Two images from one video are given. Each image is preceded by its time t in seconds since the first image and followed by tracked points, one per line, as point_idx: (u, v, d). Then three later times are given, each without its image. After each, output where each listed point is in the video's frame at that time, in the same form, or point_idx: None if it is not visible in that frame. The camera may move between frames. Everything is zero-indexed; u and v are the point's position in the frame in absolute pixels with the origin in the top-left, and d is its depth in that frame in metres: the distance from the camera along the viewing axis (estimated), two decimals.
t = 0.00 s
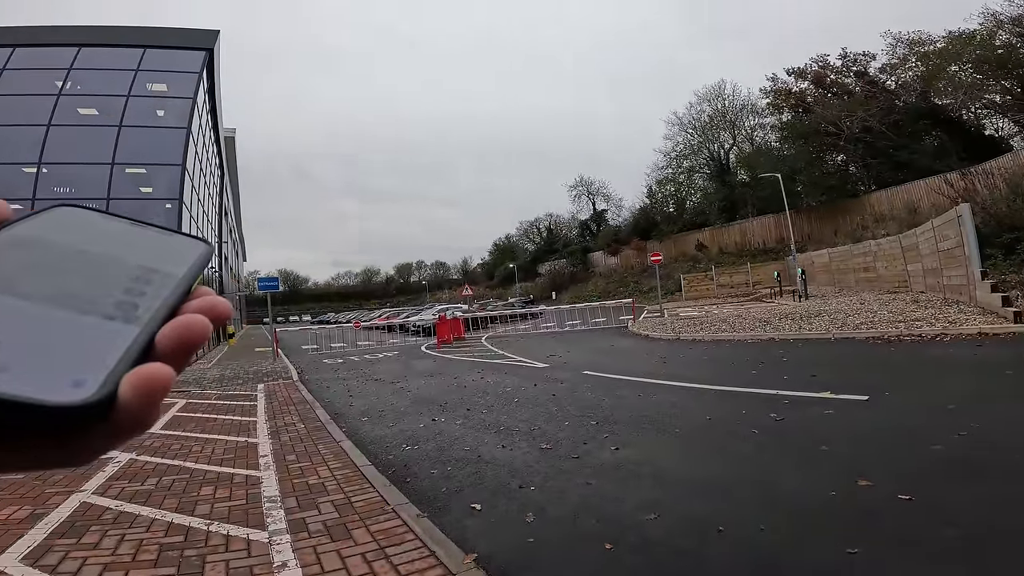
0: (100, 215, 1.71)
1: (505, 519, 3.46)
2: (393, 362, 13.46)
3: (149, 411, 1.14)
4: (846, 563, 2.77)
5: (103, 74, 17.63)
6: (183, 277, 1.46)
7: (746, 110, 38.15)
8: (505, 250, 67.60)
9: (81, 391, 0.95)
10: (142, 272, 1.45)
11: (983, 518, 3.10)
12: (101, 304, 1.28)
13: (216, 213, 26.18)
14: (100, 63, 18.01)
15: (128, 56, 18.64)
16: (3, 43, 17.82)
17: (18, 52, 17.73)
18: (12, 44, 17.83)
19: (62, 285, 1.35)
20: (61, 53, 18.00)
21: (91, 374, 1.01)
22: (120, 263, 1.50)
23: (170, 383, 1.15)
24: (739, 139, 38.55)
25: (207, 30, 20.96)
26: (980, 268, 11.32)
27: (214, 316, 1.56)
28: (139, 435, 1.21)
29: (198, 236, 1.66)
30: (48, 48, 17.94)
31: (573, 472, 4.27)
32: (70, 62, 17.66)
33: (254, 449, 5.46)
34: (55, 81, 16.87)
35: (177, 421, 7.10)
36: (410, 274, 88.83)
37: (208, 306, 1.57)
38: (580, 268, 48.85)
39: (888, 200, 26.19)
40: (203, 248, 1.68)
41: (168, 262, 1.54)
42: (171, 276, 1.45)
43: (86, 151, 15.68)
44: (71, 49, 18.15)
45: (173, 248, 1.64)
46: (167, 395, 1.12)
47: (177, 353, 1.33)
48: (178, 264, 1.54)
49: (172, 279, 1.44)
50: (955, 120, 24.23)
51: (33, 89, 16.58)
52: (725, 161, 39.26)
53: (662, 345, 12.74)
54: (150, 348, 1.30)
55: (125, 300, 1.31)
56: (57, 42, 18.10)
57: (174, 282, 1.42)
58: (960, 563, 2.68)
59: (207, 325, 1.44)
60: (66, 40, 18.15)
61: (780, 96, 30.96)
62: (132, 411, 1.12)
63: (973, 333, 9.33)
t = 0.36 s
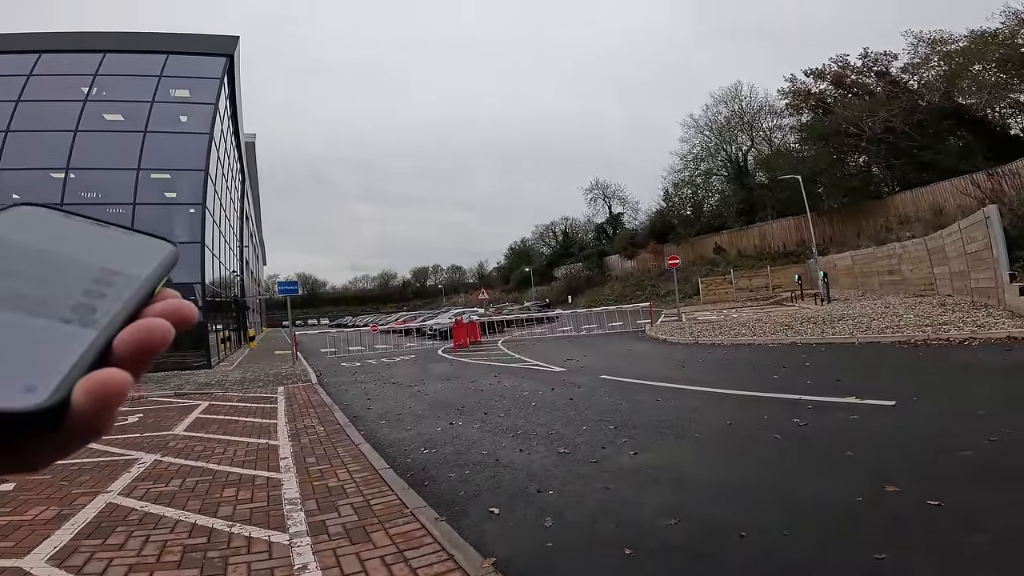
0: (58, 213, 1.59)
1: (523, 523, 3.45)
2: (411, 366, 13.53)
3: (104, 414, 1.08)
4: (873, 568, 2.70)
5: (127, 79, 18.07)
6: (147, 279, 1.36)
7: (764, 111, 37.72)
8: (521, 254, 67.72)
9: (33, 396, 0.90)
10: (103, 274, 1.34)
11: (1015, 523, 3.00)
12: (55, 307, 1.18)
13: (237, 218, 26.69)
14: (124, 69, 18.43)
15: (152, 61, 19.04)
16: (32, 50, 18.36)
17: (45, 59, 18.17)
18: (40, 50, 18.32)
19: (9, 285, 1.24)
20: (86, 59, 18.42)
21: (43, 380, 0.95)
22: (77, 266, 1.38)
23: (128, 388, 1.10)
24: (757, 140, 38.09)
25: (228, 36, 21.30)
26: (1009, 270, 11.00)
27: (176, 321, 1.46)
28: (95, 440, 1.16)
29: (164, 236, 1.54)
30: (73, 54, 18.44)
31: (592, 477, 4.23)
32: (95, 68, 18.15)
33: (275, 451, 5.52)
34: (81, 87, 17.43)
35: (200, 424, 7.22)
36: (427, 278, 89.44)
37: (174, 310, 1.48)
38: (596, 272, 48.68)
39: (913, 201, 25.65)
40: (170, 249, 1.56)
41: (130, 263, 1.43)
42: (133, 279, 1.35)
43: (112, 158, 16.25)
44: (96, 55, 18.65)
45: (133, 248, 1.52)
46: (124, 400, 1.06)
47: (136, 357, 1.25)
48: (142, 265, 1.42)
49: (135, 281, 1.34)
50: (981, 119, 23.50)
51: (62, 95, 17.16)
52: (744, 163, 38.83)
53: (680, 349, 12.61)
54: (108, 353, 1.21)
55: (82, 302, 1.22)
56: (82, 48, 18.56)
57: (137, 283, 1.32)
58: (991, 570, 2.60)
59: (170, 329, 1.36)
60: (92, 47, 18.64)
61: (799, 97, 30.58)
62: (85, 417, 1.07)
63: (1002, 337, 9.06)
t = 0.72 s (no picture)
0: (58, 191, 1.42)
1: (543, 527, 3.44)
2: (429, 369, 13.60)
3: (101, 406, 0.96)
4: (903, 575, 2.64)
5: (154, 84, 18.58)
6: (146, 262, 1.23)
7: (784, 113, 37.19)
8: (538, 258, 67.75)
9: (25, 382, 0.82)
10: (99, 257, 1.21)
11: None
12: (50, 291, 1.07)
13: (259, 223, 27.20)
14: (151, 75, 18.94)
15: (177, 67, 19.51)
16: (61, 54, 19.08)
17: (74, 64, 19.00)
18: (68, 56, 19.08)
19: None
20: (116, 64, 19.18)
21: (35, 364, 0.86)
22: (69, 248, 1.24)
23: (125, 373, 0.99)
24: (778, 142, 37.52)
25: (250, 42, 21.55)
26: None
27: (174, 306, 1.33)
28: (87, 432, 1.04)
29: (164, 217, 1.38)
30: (102, 60, 19.21)
31: (611, 482, 4.20)
32: (123, 74, 18.69)
33: (297, 453, 5.60)
34: (111, 92, 18.00)
35: (224, 425, 7.35)
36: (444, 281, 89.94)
37: (173, 293, 1.33)
38: (614, 276, 48.46)
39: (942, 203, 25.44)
40: (170, 231, 1.41)
41: (127, 245, 1.29)
42: (130, 263, 1.21)
43: (140, 162, 16.74)
44: (124, 61, 19.25)
45: (127, 230, 1.36)
46: (123, 388, 0.96)
47: (131, 344, 1.13)
48: (140, 248, 1.28)
49: (133, 265, 1.21)
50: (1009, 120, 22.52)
51: (91, 101, 17.74)
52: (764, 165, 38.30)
53: (700, 354, 12.46)
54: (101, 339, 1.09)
55: (78, 286, 1.10)
56: (109, 54, 19.23)
57: (136, 267, 1.20)
58: None
59: (168, 314, 1.24)
60: (121, 53, 19.23)
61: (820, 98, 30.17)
62: (79, 408, 0.96)
63: None
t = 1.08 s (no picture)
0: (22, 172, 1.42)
1: (565, 532, 3.43)
2: (450, 373, 13.65)
3: (71, 392, 0.96)
4: None
5: (182, 90, 19.04)
6: (119, 244, 1.21)
7: (808, 114, 36.65)
8: (556, 261, 67.60)
9: None
10: (72, 238, 1.20)
11: None
12: (20, 273, 1.04)
13: (283, 227, 27.67)
14: (179, 80, 19.38)
15: (205, 73, 19.95)
16: (94, 61, 19.55)
17: (105, 70, 19.39)
18: (99, 62, 19.44)
19: None
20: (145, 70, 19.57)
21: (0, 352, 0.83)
22: (41, 230, 1.22)
23: (97, 363, 0.98)
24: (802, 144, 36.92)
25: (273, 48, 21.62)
26: None
27: (148, 289, 1.34)
28: (60, 417, 1.04)
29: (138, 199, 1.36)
30: (132, 66, 19.60)
31: (634, 487, 4.17)
32: (152, 80, 19.17)
33: (320, 455, 5.68)
34: (141, 97, 18.53)
35: (250, 426, 7.49)
36: (463, 285, 90.33)
37: (146, 277, 1.35)
38: (634, 280, 48.11)
39: (972, 205, 24.31)
40: (144, 213, 1.39)
41: (102, 227, 1.28)
42: (104, 244, 1.19)
43: (170, 167, 17.28)
44: (153, 67, 19.64)
45: (101, 213, 1.34)
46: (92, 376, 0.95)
47: (106, 328, 1.13)
48: (114, 230, 1.26)
49: (106, 246, 1.19)
50: None
51: (123, 106, 18.35)
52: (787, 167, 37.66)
53: (723, 359, 12.30)
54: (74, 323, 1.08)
55: (49, 270, 1.07)
56: (138, 61, 19.62)
57: (109, 249, 1.18)
58: None
59: (143, 299, 1.23)
60: (150, 59, 19.65)
61: (845, 99, 29.69)
62: (50, 392, 0.96)
63: None
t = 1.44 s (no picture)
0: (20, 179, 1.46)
1: (580, 537, 3.40)
2: (464, 377, 13.65)
3: (67, 397, 1.00)
4: None
5: (203, 94, 19.30)
6: (115, 249, 1.23)
7: (826, 118, 36.24)
8: (570, 266, 67.46)
9: None
10: (68, 245, 1.23)
11: None
12: (18, 279, 1.08)
13: (300, 230, 28.03)
14: (200, 84, 19.64)
15: (225, 77, 20.12)
16: (117, 64, 19.65)
17: (129, 74, 19.53)
18: (123, 65, 19.50)
19: None
20: (167, 75, 19.70)
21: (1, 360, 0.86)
22: (38, 236, 1.25)
23: (92, 367, 1.02)
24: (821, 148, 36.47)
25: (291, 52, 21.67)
26: None
27: (146, 294, 1.37)
28: (59, 422, 1.09)
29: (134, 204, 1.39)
30: (155, 70, 19.73)
31: (650, 493, 4.12)
32: (174, 84, 19.37)
33: (335, 457, 5.72)
34: (164, 102, 18.77)
35: (266, 428, 7.57)
36: (476, 290, 90.59)
37: (143, 283, 1.38)
38: (649, 285, 47.81)
39: (997, 209, 23.77)
40: (140, 218, 1.42)
41: (99, 232, 1.30)
42: (101, 250, 1.22)
43: (192, 171, 17.59)
44: (175, 71, 19.81)
45: (99, 220, 1.37)
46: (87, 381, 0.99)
47: (101, 334, 1.16)
48: (112, 234, 1.29)
49: (102, 251, 1.22)
50: None
51: (145, 110, 18.54)
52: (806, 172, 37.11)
53: (741, 365, 12.13)
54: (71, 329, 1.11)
55: (45, 275, 1.10)
56: (159, 64, 19.68)
57: (105, 254, 1.20)
58: None
59: (139, 304, 1.27)
60: (171, 63, 19.78)
61: (865, 102, 29.23)
62: (47, 398, 0.99)
63: None
